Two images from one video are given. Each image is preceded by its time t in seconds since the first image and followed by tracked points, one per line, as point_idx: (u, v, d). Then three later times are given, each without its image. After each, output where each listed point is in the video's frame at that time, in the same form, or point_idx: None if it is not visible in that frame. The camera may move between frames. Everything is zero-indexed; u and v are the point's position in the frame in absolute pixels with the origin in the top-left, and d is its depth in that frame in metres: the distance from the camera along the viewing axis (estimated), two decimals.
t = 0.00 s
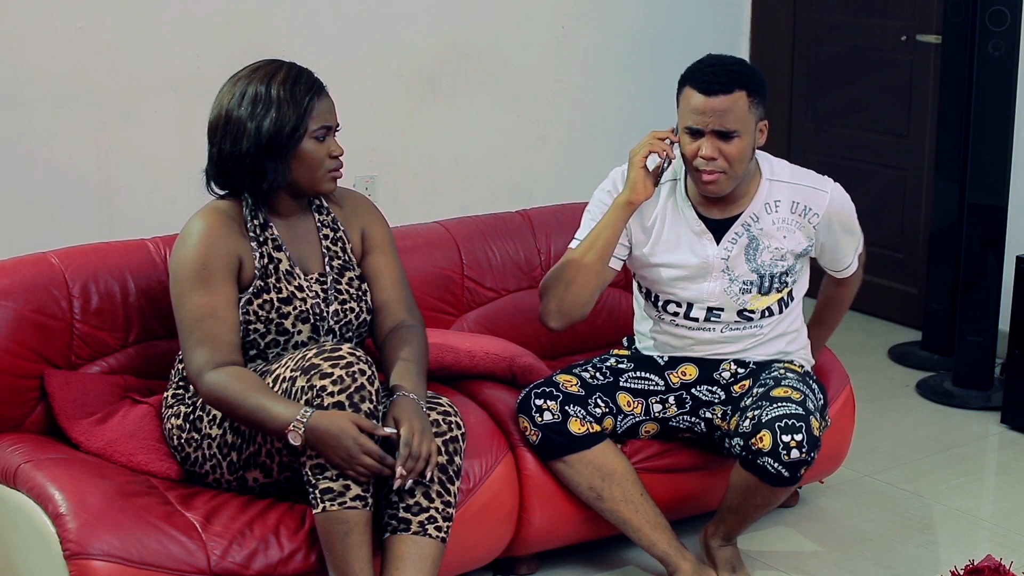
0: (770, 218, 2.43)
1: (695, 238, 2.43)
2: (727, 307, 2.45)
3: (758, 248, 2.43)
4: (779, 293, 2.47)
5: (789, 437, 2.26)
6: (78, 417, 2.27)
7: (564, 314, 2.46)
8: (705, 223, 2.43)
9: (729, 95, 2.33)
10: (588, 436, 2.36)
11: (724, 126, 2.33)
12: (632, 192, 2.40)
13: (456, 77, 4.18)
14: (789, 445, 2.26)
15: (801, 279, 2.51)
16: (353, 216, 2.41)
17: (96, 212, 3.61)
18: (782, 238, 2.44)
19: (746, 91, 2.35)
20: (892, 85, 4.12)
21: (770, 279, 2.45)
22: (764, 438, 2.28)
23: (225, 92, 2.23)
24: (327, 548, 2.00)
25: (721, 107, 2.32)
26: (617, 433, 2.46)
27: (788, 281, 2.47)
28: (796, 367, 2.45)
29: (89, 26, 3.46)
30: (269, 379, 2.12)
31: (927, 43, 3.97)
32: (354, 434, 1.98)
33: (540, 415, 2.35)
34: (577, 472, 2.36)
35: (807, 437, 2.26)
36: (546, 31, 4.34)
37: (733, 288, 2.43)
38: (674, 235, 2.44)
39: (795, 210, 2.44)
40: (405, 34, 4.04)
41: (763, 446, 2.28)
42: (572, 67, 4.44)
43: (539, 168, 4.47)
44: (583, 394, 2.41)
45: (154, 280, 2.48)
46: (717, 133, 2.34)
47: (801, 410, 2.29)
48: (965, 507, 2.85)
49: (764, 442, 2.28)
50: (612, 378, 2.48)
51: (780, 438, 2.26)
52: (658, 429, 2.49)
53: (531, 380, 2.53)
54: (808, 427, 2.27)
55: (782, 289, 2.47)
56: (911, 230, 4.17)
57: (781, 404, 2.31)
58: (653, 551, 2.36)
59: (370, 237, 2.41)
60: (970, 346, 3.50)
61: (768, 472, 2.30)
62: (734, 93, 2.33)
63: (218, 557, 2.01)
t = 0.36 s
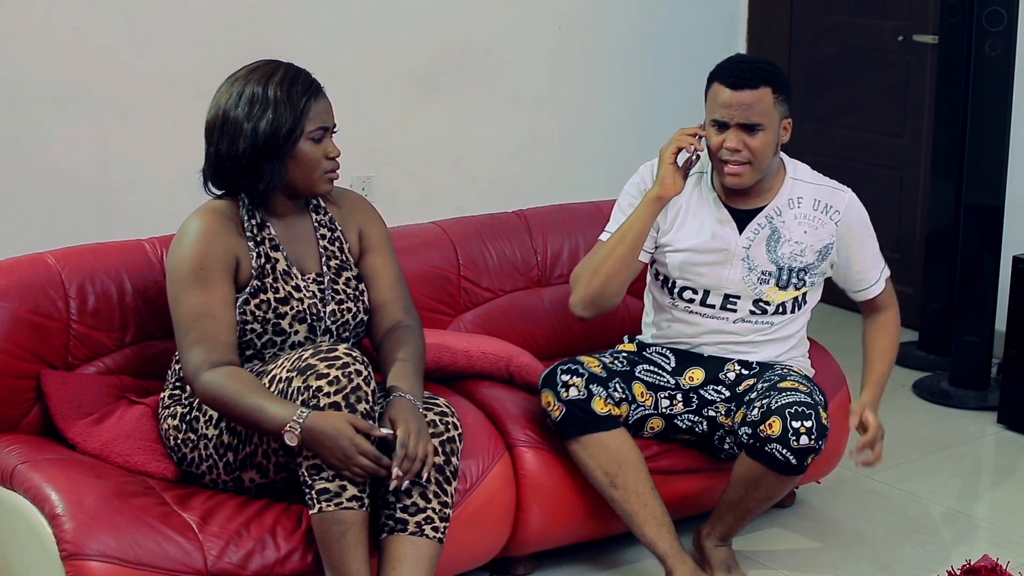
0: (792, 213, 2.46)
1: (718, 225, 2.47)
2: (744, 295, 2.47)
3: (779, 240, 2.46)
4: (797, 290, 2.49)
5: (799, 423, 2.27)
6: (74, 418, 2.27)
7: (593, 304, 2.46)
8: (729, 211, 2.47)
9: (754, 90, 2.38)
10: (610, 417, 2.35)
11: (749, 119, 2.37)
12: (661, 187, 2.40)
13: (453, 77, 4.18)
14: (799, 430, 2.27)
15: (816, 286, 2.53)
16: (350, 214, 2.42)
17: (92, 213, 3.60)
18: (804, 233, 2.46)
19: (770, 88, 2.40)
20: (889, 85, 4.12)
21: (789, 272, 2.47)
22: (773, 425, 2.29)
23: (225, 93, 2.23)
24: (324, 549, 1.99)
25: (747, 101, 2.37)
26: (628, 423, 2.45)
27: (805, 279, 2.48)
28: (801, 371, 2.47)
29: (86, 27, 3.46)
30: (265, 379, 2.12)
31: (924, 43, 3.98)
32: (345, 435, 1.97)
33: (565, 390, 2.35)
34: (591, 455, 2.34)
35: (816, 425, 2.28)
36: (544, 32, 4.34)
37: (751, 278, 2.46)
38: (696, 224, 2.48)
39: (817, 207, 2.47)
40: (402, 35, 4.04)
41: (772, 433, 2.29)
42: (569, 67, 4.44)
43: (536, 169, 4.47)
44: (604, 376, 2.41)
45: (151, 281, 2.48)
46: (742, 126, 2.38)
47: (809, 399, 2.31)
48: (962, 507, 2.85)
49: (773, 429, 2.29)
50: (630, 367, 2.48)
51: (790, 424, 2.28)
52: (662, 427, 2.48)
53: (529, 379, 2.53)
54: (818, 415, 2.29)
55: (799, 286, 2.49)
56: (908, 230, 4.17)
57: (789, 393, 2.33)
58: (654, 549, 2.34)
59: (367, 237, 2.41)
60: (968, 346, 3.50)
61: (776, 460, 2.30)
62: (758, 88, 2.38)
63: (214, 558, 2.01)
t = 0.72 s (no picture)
0: (782, 212, 2.47)
1: (708, 220, 2.49)
2: (733, 293, 2.49)
3: (768, 238, 2.47)
4: (787, 289, 2.50)
5: (794, 431, 2.27)
6: (67, 420, 2.27)
7: (585, 300, 2.48)
8: (719, 208, 2.49)
9: (746, 87, 2.40)
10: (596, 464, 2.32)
11: (740, 116, 2.39)
12: (649, 181, 2.46)
13: (446, 78, 4.18)
14: (794, 439, 2.26)
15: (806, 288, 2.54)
16: (349, 222, 2.41)
17: (84, 215, 3.59)
18: (793, 233, 2.47)
19: (763, 86, 2.41)
20: (882, 86, 4.13)
21: (778, 271, 2.48)
22: (767, 432, 2.29)
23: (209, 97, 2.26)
24: (317, 550, 2.01)
25: (739, 97, 2.39)
26: (621, 452, 2.45)
27: (795, 279, 2.49)
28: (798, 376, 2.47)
29: (79, 28, 3.45)
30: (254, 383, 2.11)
31: (916, 44, 3.98)
32: (272, 437, 1.95)
33: (554, 421, 2.33)
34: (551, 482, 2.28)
35: (811, 433, 2.27)
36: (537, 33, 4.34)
37: (739, 276, 2.48)
38: (686, 220, 2.50)
39: (808, 209, 2.48)
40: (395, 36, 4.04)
41: (766, 440, 2.29)
42: (562, 68, 4.44)
43: (529, 170, 4.47)
44: (597, 415, 2.37)
45: (144, 282, 2.47)
46: (732, 123, 2.40)
47: (804, 407, 2.31)
48: (955, 507, 2.86)
49: (767, 436, 2.29)
50: (624, 398, 2.45)
51: (784, 432, 2.27)
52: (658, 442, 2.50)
53: (523, 379, 2.53)
54: (813, 423, 2.28)
55: (789, 285, 2.49)
56: (901, 231, 4.18)
57: (785, 400, 2.32)
58: None
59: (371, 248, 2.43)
60: (961, 347, 3.51)
61: (770, 467, 2.30)
62: (751, 85, 2.40)
63: (208, 561, 2.01)
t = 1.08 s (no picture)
0: (751, 223, 2.45)
1: (680, 241, 2.48)
2: (710, 311, 2.48)
3: (739, 252, 2.45)
4: (764, 301, 2.47)
5: (754, 423, 2.27)
6: (61, 429, 2.26)
7: (566, 328, 2.48)
8: (689, 227, 2.48)
9: (709, 107, 2.34)
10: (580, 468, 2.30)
11: (703, 138, 2.35)
12: (616, 210, 2.42)
13: (439, 86, 4.18)
14: (754, 430, 2.27)
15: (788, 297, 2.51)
16: (339, 229, 2.42)
17: (76, 223, 3.59)
18: (763, 243, 2.44)
19: (726, 104, 2.36)
20: (875, 94, 4.14)
21: (752, 284, 2.45)
22: (731, 431, 2.30)
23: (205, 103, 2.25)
24: (309, 561, 2.01)
25: (702, 119, 2.34)
26: (613, 457, 2.44)
27: (771, 290, 2.46)
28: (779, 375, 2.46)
29: (72, 36, 3.45)
30: (247, 391, 2.11)
31: (909, 52, 3.99)
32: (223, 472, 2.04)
33: (542, 429, 2.32)
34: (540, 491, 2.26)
35: (773, 422, 2.27)
36: (531, 41, 4.35)
37: (714, 292, 2.46)
38: (659, 243, 2.50)
39: (776, 215, 2.45)
40: (388, 44, 4.04)
41: (732, 439, 2.30)
42: (556, 76, 4.45)
43: (523, 178, 4.48)
44: (585, 421, 2.36)
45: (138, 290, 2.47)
46: (696, 145, 2.36)
47: (767, 398, 2.31)
48: (949, 515, 2.86)
49: (732, 435, 2.30)
50: (611, 403, 2.43)
51: (745, 426, 2.28)
52: (651, 448, 2.48)
53: (516, 388, 2.52)
54: (774, 412, 2.28)
55: (766, 297, 2.47)
56: (894, 238, 4.18)
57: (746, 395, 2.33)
58: None
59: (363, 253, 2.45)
60: (955, 354, 3.51)
61: (742, 464, 2.30)
62: (714, 105, 2.34)
63: (201, 569, 2.00)
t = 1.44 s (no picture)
0: (736, 239, 2.44)
1: (665, 261, 2.48)
2: (700, 329, 2.48)
3: (726, 270, 2.44)
4: (754, 317, 2.46)
5: (766, 435, 2.27)
6: (61, 435, 2.26)
7: (557, 350, 2.49)
8: (671, 247, 2.48)
9: (686, 131, 2.31)
10: (570, 476, 2.30)
11: (681, 163, 2.32)
12: (597, 236, 2.42)
13: (439, 93, 4.19)
14: (767, 443, 2.27)
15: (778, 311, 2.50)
16: (335, 233, 2.44)
17: (76, 230, 3.60)
18: (750, 260, 2.44)
19: (703, 126, 2.33)
20: (874, 100, 4.14)
21: (741, 301, 2.45)
22: (741, 441, 2.29)
23: (209, 108, 2.23)
24: (308, 567, 2.01)
25: (679, 144, 2.31)
26: (609, 464, 2.44)
27: (760, 305, 2.46)
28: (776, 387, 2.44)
29: (71, 43, 3.46)
30: (247, 397, 2.11)
31: (908, 58, 3.99)
32: (246, 484, 2.01)
33: (532, 439, 2.32)
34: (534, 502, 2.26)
35: (783, 434, 2.27)
36: (530, 47, 4.36)
37: (703, 311, 2.46)
38: (645, 265, 2.51)
39: (762, 229, 2.45)
40: (387, 51, 4.05)
41: (742, 449, 2.28)
42: (555, 83, 4.46)
43: (522, 184, 4.49)
44: (576, 429, 2.37)
45: (138, 297, 2.48)
46: (674, 169, 2.33)
47: (775, 411, 2.32)
48: (949, 522, 2.86)
49: (742, 445, 2.28)
50: (604, 410, 2.45)
51: (757, 438, 2.27)
52: (649, 455, 2.49)
53: (516, 394, 2.52)
54: (784, 425, 2.28)
55: (755, 314, 2.46)
56: (893, 244, 4.18)
57: (756, 407, 2.33)
58: None
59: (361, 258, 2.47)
60: (955, 361, 3.51)
61: (751, 476, 2.30)
62: (691, 129, 2.32)
63: None
